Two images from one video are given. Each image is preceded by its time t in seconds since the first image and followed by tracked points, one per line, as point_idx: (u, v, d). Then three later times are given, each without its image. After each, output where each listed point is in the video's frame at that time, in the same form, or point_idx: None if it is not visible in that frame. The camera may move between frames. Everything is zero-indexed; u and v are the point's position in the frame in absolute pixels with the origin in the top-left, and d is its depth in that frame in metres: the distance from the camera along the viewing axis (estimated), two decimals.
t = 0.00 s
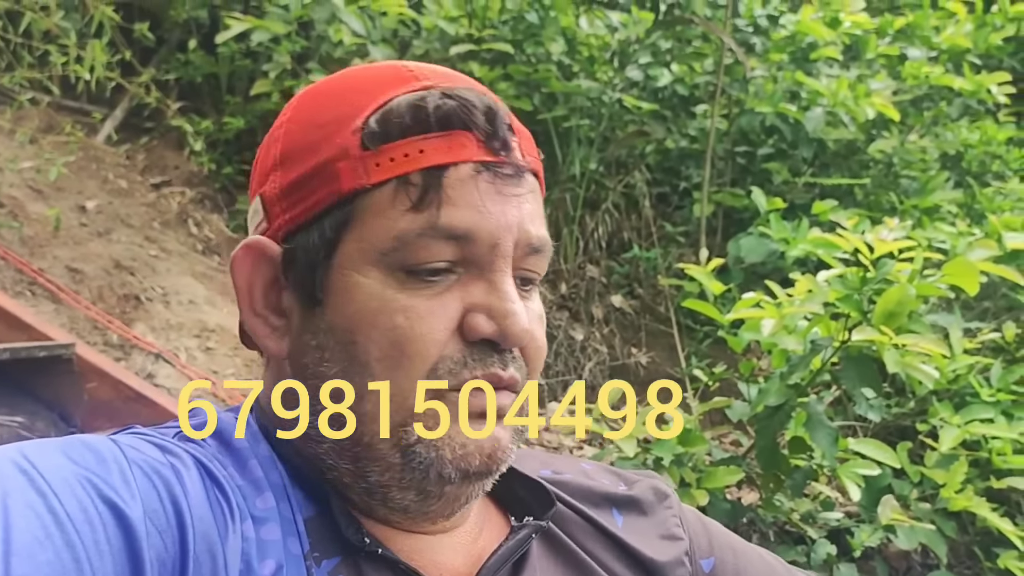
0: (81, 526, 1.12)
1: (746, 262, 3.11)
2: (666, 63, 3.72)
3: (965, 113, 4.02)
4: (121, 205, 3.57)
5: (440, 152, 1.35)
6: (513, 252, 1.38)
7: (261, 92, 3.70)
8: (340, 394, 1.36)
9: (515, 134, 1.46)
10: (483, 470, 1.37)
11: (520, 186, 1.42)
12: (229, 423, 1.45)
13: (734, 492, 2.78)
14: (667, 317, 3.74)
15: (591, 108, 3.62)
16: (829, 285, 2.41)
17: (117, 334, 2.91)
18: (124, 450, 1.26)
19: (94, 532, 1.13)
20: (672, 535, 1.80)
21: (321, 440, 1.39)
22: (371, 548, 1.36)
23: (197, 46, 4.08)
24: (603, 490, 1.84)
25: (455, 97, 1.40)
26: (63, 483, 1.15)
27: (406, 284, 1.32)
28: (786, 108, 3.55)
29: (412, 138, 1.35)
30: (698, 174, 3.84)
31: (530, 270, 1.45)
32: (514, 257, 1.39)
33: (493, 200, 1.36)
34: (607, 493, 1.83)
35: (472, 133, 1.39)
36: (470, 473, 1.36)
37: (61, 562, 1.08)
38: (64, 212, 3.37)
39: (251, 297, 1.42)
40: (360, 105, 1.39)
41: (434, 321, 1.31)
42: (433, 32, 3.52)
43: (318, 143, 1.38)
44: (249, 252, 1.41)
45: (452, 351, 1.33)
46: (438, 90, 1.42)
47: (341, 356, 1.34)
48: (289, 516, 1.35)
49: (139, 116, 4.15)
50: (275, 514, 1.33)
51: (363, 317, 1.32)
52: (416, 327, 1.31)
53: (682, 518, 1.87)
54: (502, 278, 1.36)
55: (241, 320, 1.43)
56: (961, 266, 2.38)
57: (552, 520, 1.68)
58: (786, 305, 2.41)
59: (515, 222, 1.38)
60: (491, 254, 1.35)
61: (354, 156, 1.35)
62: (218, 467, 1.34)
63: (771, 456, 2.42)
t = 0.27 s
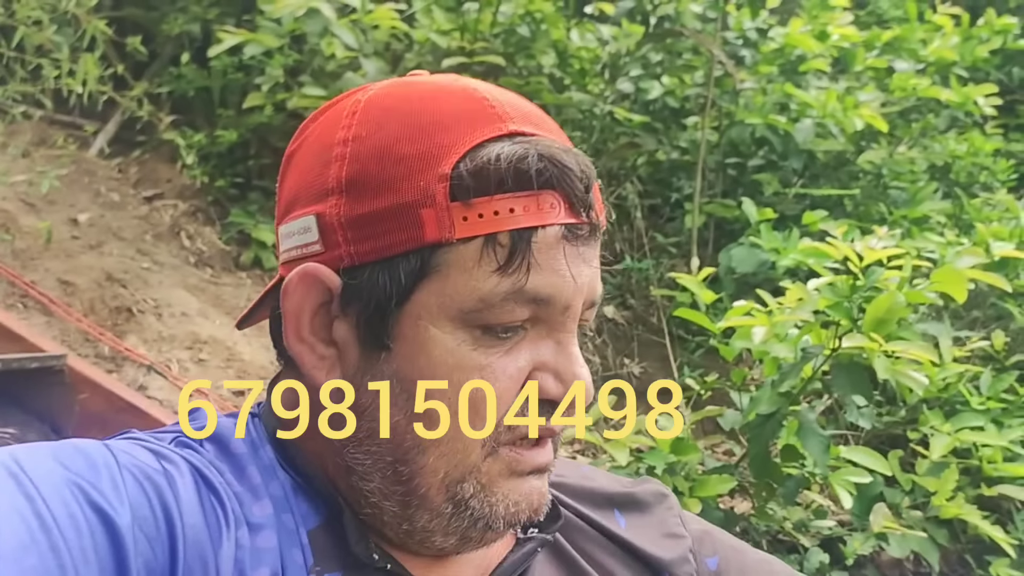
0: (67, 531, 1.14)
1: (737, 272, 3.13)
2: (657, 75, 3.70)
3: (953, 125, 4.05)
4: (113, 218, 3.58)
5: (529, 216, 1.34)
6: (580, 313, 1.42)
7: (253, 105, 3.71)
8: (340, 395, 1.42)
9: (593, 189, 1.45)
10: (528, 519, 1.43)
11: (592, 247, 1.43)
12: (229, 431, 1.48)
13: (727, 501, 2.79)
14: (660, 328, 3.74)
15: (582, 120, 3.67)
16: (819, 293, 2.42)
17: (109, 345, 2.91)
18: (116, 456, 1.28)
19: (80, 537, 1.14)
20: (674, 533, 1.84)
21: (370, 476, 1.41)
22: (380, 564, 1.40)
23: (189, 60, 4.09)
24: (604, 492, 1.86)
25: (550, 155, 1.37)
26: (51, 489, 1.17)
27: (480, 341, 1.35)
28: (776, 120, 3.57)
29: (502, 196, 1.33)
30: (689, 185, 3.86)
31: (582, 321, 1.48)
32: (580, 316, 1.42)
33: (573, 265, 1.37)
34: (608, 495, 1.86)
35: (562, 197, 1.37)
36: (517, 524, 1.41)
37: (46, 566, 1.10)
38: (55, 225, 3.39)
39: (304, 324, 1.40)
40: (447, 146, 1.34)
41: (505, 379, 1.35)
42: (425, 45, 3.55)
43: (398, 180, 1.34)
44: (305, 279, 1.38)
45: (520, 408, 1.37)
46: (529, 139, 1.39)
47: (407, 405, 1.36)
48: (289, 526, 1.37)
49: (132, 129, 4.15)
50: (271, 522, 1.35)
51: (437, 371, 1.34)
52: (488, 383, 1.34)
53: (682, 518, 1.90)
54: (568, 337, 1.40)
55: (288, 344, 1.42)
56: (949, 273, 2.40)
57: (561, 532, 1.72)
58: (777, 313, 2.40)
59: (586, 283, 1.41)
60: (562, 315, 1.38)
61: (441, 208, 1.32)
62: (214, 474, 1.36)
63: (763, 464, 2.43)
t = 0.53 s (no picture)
0: (55, 562, 1.12)
1: (736, 277, 3.12)
2: (656, 79, 3.67)
3: (954, 128, 4.04)
4: (111, 221, 3.57)
5: (516, 235, 1.33)
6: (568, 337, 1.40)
7: (252, 109, 3.70)
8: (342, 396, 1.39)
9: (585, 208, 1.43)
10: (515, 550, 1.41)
11: (583, 270, 1.41)
12: (223, 449, 1.47)
13: (725, 506, 2.78)
14: (658, 332, 3.74)
15: (582, 123, 3.70)
16: (818, 299, 2.41)
17: (107, 350, 2.90)
18: (107, 480, 1.27)
19: (69, 567, 1.13)
20: (672, 562, 1.84)
21: (353, 500, 1.39)
22: None
23: (188, 63, 4.09)
24: (604, 515, 1.84)
25: (538, 173, 1.35)
26: (40, 518, 1.16)
27: (463, 364, 1.34)
28: (775, 123, 3.56)
29: (486, 214, 1.32)
30: (688, 189, 3.86)
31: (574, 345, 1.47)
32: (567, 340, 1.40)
33: (561, 287, 1.36)
34: (608, 520, 1.84)
35: (550, 217, 1.36)
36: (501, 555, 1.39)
37: None
38: (53, 228, 3.38)
39: (288, 340, 1.40)
40: (430, 160, 1.33)
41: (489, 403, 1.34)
42: (423, 49, 3.54)
43: (381, 196, 1.34)
44: (289, 295, 1.38)
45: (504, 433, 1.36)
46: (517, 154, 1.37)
47: (390, 428, 1.35)
48: (283, 551, 1.36)
49: (130, 133, 4.15)
50: (266, 545, 1.34)
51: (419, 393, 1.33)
52: (471, 407, 1.34)
53: (680, 541, 1.90)
54: (555, 360, 1.39)
55: (273, 360, 1.42)
56: (949, 279, 2.39)
57: (561, 554, 1.72)
58: (776, 319, 2.41)
59: (575, 306, 1.39)
60: (548, 338, 1.37)
61: (424, 225, 1.31)
62: (209, 495, 1.35)
63: (762, 470, 2.43)
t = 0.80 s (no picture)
0: (53, 559, 1.10)
1: (734, 278, 3.12)
2: (654, 81, 3.68)
3: (952, 130, 4.04)
4: (108, 223, 3.56)
5: (433, 171, 1.33)
6: (502, 286, 1.35)
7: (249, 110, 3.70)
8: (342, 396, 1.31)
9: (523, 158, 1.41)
10: (451, 513, 1.30)
11: (519, 219, 1.38)
12: (220, 447, 1.43)
13: (723, 508, 2.77)
14: (657, 333, 3.74)
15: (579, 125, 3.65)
16: (816, 301, 2.40)
17: (103, 352, 2.89)
18: (103, 478, 1.24)
19: (67, 565, 1.10)
20: (674, 562, 1.83)
21: (297, 457, 1.38)
22: None
23: (185, 64, 4.08)
24: (606, 518, 1.83)
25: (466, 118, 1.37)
26: (37, 515, 1.13)
27: (385, 304, 1.31)
28: (773, 125, 3.56)
29: (407, 153, 1.34)
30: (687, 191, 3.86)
31: (525, 307, 1.41)
32: (501, 288, 1.35)
33: (483, 227, 1.33)
34: (611, 522, 1.82)
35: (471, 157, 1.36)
36: (433, 514, 1.30)
37: None
38: (50, 230, 3.36)
39: (256, 301, 1.47)
40: (371, 117, 1.41)
41: (406, 340, 1.29)
42: (421, 50, 3.52)
43: (328, 154, 1.41)
44: (258, 254, 1.45)
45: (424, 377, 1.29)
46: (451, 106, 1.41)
47: (315, 370, 1.33)
48: (280, 549, 1.31)
49: (127, 134, 4.15)
50: (263, 544, 1.30)
51: (337, 331, 1.32)
52: (386, 343, 1.29)
53: (682, 543, 1.90)
54: (485, 309, 1.33)
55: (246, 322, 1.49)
56: (948, 281, 2.38)
57: (561, 556, 1.69)
58: (774, 320, 2.38)
59: (506, 254, 1.35)
60: (474, 282, 1.32)
61: (354, 168, 1.36)
62: (204, 493, 1.32)
63: (760, 472, 2.41)
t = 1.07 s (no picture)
0: (55, 553, 1.09)
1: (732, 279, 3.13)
2: (651, 81, 3.70)
3: (948, 130, 4.05)
4: (106, 224, 3.56)
5: (371, 145, 1.44)
6: (440, 249, 1.41)
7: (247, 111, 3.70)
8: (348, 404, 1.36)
9: (461, 131, 1.50)
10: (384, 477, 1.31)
11: (457, 185, 1.45)
12: (216, 445, 1.44)
13: (721, 508, 2.78)
14: (654, 333, 3.75)
15: (577, 126, 3.65)
16: (813, 300, 2.41)
17: (101, 353, 2.89)
18: (103, 476, 1.24)
19: (68, 560, 1.10)
20: (668, 562, 1.82)
21: (263, 435, 1.44)
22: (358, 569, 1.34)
23: (183, 65, 4.08)
24: (600, 517, 1.84)
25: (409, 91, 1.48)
26: (39, 511, 1.12)
27: (329, 272, 1.40)
28: (770, 125, 3.57)
29: (352, 133, 1.46)
30: (684, 191, 3.86)
31: (471, 274, 1.46)
32: (438, 250, 1.41)
33: (416, 191, 1.41)
34: (605, 521, 1.84)
35: (407, 129, 1.46)
36: (367, 475, 1.31)
37: None
38: (48, 231, 3.36)
39: (243, 297, 1.59)
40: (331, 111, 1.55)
41: (342, 300, 1.36)
42: (418, 51, 3.51)
43: (295, 155, 1.55)
44: (244, 253, 1.60)
45: (360, 336, 1.34)
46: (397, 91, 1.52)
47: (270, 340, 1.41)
48: (276, 542, 1.32)
49: (124, 135, 4.15)
50: (260, 540, 1.30)
51: (285, 300, 1.39)
52: (325, 303, 1.36)
53: (677, 542, 1.89)
54: (422, 270, 1.38)
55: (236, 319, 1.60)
56: (944, 280, 2.39)
57: (554, 551, 1.69)
58: (771, 320, 2.40)
59: (441, 218, 1.41)
60: (410, 245, 1.39)
61: (309, 156, 1.49)
62: (201, 491, 1.32)
63: (758, 472, 2.41)
